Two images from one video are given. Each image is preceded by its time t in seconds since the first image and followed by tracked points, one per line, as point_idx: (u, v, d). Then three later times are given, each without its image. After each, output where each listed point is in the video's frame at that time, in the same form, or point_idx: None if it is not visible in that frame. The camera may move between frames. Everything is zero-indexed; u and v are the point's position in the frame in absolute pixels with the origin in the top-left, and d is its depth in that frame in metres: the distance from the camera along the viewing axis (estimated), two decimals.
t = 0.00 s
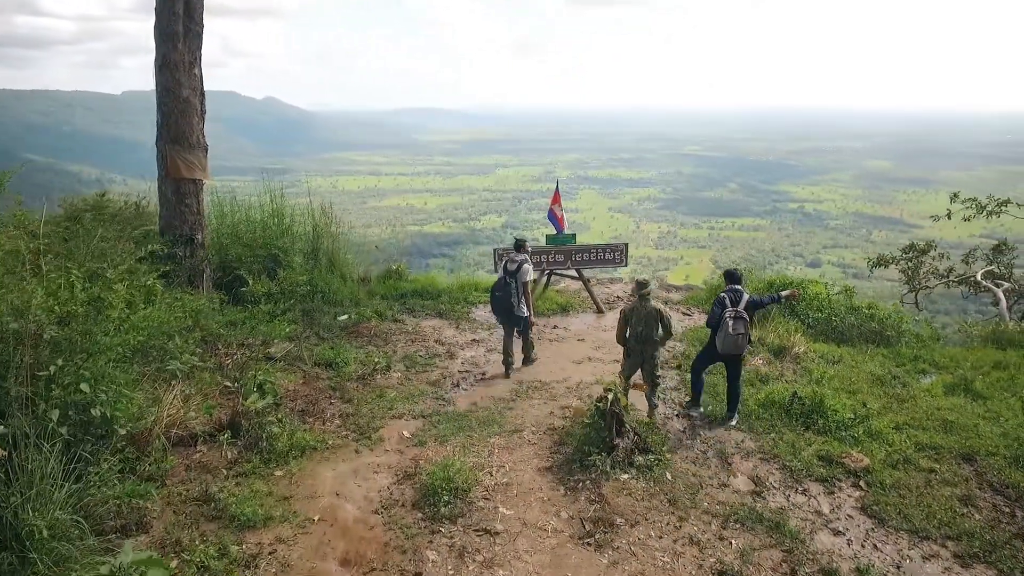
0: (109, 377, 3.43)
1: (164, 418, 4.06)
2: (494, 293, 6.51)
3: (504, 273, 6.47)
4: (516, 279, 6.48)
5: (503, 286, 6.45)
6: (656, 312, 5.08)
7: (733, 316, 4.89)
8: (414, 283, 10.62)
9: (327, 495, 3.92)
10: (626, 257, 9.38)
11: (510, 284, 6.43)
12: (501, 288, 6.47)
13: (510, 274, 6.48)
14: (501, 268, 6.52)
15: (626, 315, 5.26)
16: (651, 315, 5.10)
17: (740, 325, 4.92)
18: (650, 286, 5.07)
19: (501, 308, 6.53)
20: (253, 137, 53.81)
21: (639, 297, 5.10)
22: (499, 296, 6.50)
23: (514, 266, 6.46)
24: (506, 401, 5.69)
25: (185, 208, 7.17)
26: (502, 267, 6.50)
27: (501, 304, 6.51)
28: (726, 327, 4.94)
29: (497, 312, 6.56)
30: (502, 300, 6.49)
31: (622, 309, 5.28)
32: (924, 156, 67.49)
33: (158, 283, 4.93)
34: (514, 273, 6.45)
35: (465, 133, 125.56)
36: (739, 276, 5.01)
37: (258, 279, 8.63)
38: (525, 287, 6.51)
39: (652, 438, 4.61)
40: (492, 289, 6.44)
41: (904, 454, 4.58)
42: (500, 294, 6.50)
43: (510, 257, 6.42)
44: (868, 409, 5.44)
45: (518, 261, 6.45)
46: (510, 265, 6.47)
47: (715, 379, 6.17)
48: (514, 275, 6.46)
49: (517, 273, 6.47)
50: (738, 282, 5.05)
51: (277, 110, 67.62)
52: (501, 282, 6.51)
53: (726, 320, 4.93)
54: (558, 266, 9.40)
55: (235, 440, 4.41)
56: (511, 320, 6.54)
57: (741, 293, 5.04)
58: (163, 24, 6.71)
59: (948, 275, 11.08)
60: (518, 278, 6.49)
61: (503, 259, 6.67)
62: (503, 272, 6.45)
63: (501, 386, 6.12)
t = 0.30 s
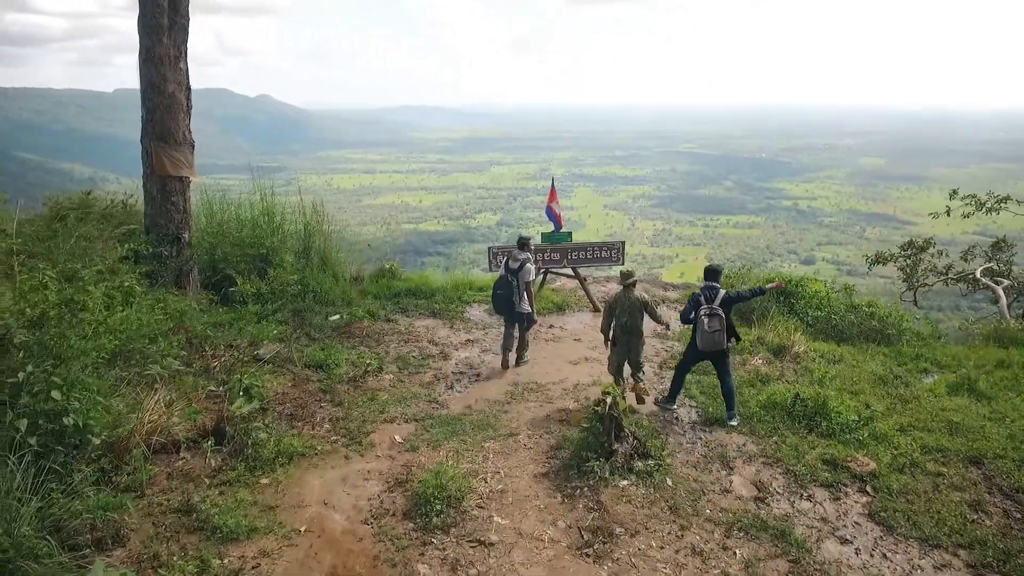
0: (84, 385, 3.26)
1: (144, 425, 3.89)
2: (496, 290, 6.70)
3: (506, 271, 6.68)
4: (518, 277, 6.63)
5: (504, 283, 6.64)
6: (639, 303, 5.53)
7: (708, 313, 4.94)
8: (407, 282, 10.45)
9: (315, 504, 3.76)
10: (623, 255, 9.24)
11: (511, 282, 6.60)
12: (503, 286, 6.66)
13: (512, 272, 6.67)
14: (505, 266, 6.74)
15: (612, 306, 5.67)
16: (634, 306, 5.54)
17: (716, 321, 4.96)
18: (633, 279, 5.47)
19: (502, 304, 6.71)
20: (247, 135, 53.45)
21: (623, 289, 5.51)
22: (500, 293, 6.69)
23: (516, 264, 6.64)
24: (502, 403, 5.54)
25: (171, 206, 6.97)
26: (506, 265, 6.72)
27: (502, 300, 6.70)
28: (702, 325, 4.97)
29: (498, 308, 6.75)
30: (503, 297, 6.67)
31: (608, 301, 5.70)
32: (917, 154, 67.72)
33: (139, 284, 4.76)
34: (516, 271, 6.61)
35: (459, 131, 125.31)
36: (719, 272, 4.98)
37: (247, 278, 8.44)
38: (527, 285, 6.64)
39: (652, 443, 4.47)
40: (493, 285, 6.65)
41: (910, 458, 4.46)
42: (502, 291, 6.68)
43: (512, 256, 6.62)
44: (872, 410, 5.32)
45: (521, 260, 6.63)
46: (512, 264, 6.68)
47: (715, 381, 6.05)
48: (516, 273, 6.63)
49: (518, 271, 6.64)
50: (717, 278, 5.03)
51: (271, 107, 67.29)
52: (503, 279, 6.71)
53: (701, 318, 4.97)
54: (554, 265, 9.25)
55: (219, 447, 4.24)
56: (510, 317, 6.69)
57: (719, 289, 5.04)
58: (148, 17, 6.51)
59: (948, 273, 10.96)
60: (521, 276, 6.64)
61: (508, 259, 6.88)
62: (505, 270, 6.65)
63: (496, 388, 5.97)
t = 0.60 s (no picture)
0: (53, 394, 3.09)
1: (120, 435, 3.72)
2: (496, 283, 6.68)
3: (506, 265, 6.68)
4: (518, 270, 6.68)
5: (505, 277, 6.65)
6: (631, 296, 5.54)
7: (678, 304, 5.21)
8: (401, 281, 10.28)
9: (301, 516, 3.59)
10: (621, 254, 9.09)
11: (512, 275, 6.63)
12: (503, 279, 6.66)
13: (511, 266, 6.70)
14: (502, 260, 6.74)
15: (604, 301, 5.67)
16: (626, 300, 5.56)
17: (685, 312, 5.22)
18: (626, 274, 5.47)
19: (503, 298, 6.71)
20: (242, 133, 53.16)
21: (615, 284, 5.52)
22: (501, 286, 6.68)
23: (515, 257, 6.68)
24: (497, 407, 5.38)
25: (157, 205, 6.77)
26: (504, 260, 6.71)
27: (503, 294, 6.69)
28: (672, 315, 5.26)
29: (498, 301, 6.74)
30: (504, 291, 6.67)
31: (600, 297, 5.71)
32: (912, 151, 67.79)
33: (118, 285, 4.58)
34: (516, 265, 6.66)
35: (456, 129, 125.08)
36: (694, 265, 5.23)
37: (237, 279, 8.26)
38: (527, 278, 6.71)
39: (652, 449, 4.31)
40: (494, 279, 6.63)
41: (920, 463, 4.31)
42: (502, 284, 6.68)
43: (511, 249, 6.65)
44: (878, 413, 5.17)
45: (520, 253, 6.68)
46: (511, 257, 6.70)
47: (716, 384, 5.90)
48: (515, 266, 6.67)
49: (518, 265, 6.68)
50: (693, 271, 5.27)
51: (266, 105, 67.00)
52: (502, 273, 6.69)
53: (672, 308, 5.25)
54: (550, 264, 9.09)
55: (201, 455, 4.06)
56: (512, 309, 6.71)
57: (693, 282, 5.26)
58: (131, 9, 6.31)
59: (949, 270, 10.83)
60: (521, 270, 6.70)
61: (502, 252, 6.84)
62: (506, 264, 6.67)
63: (491, 391, 5.80)
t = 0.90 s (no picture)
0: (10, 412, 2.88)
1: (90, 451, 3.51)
2: (487, 284, 6.53)
3: (495, 265, 6.49)
4: (508, 270, 6.46)
5: (495, 278, 6.47)
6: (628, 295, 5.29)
7: (676, 303, 5.02)
8: (395, 282, 10.07)
9: (282, 537, 3.39)
10: (619, 253, 8.90)
11: (501, 276, 6.44)
12: (493, 280, 6.49)
13: (501, 266, 6.49)
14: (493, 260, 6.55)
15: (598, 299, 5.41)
16: (623, 298, 5.30)
17: (683, 312, 5.03)
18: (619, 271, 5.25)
19: (493, 299, 6.55)
20: (237, 130, 52.83)
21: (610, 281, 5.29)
22: (492, 287, 6.52)
23: (504, 257, 6.46)
24: (491, 414, 5.18)
25: (139, 204, 6.54)
26: (495, 259, 6.52)
27: (493, 295, 6.53)
28: (669, 315, 5.07)
29: (490, 302, 6.59)
30: (495, 292, 6.50)
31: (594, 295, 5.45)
32: (908, 148, 67.80)
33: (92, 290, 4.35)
34: (505, 266, 6.44)
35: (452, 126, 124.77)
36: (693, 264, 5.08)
37: (224, 280, 8.05)
38: (518, 279, 6.48)
39: (653, 462, 4.11)
40: (483, 280, 6.48)
41: (932, 475, 4.12)
42: (493, 285, 6.51)
43: (500, 249, 6.44)
44: (887, 421, 4.99)
45: (509, 253, 6.45)
46: (501, 257, 6.49)
47: (718, 389, 5.70)
48: (505, 267, 6.46)
49: (508, 264, 6.46)
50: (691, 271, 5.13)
51: (261, 103, 66.65)
52: (493, 273, 6.52)
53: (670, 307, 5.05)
54: (546, 264, 8.88)
55: (178, 470, 3.86)
56: (503, 311, 6.55)
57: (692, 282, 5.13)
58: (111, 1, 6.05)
59: (951, 270, 10.66)
60: (511, 270, 6.48)
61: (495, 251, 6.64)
62: (494, 266, 6.47)
63: (485, 397, 5.59)
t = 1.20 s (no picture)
0: None
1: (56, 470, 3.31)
2: (482, 283, 6.35)
3: (490, 264, 6.32)
4: (503, 270, 6.29)
5: (489, 277, 6.29)
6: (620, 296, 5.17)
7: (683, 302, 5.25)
8: (388, 284, 9.88)
9: (260, 563, 3.20)
10: (616, 254, 8.74)
11: (496, 275, 6.26)
12: (487, 279, 6.30)
13: (496, 265, 6.33)
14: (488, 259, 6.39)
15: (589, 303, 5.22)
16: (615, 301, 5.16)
17: (688, 312, 5.28)
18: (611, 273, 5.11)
19: (487, 299, 6.37)
20: (232, 129, 52.51)
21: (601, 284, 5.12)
22: (486, 287, 6.35)
23: (500, 257, 6.29)
24: (485, 424, 4.98)
25: (120, 206, 6.32)
26: (490, 258, 6.36)
27: (487, 295, 6.35)
28: (675, 314, 5.28)
29: (484, 302, 6.42)
30: (488, 292, 6.33)
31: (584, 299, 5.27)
32: (904, 146, 67.81)
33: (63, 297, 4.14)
34: (500, 265, 6.27)
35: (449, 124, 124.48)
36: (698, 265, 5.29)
37: (212, 283, 7.84)
38: (513, 279, 6.31)
39: (653, 477, 3.92)
40: (478, 279, 6.31)
41: (947, 489, 3.93)
42: (488, 285, 6.34)
43: (495, 248, 6.28)
44: (896, 431, 4.81)
45: (504, 252, 6.29)
46: (496, 256, 6.32)
47: (720, 397, 5.52)
48: (500, 266, 6.28)
49: (503, 264, 6.30)
50: (694, 272, 5.39)
51: (257, 101, 66.28)
52: (488, 272, 6.34)
53: (676, 306, 5.27)
54: (543, 265, 8.68)
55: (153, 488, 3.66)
56: (496, 312, 6.37)
57: (695, 282, 5.37)
58: None
59: (954, 270, 10.52)
60: (507, 270, 6.31)
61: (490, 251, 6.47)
62: (489, 265, 6.30)
63: (479, 406, 5.39)
